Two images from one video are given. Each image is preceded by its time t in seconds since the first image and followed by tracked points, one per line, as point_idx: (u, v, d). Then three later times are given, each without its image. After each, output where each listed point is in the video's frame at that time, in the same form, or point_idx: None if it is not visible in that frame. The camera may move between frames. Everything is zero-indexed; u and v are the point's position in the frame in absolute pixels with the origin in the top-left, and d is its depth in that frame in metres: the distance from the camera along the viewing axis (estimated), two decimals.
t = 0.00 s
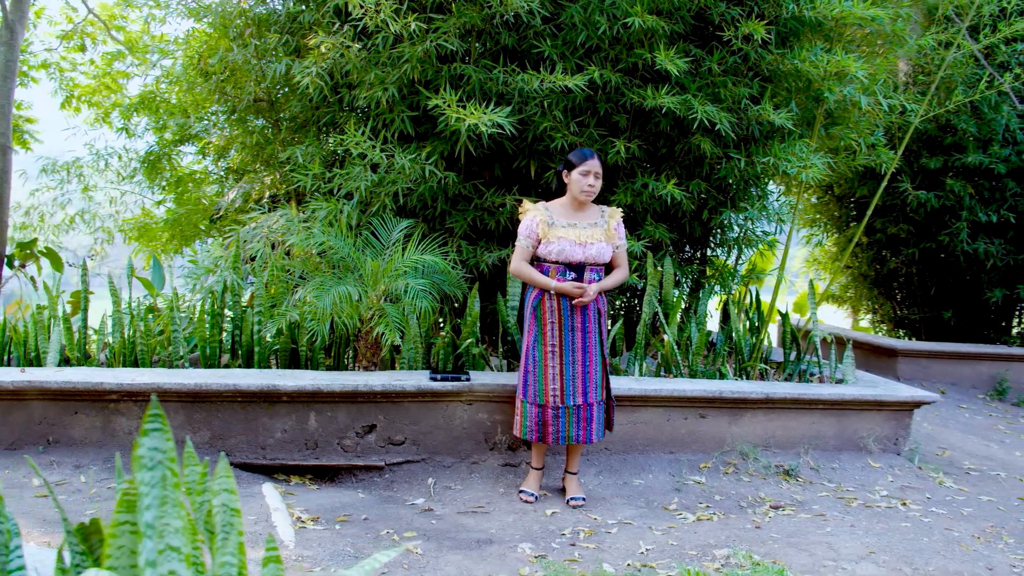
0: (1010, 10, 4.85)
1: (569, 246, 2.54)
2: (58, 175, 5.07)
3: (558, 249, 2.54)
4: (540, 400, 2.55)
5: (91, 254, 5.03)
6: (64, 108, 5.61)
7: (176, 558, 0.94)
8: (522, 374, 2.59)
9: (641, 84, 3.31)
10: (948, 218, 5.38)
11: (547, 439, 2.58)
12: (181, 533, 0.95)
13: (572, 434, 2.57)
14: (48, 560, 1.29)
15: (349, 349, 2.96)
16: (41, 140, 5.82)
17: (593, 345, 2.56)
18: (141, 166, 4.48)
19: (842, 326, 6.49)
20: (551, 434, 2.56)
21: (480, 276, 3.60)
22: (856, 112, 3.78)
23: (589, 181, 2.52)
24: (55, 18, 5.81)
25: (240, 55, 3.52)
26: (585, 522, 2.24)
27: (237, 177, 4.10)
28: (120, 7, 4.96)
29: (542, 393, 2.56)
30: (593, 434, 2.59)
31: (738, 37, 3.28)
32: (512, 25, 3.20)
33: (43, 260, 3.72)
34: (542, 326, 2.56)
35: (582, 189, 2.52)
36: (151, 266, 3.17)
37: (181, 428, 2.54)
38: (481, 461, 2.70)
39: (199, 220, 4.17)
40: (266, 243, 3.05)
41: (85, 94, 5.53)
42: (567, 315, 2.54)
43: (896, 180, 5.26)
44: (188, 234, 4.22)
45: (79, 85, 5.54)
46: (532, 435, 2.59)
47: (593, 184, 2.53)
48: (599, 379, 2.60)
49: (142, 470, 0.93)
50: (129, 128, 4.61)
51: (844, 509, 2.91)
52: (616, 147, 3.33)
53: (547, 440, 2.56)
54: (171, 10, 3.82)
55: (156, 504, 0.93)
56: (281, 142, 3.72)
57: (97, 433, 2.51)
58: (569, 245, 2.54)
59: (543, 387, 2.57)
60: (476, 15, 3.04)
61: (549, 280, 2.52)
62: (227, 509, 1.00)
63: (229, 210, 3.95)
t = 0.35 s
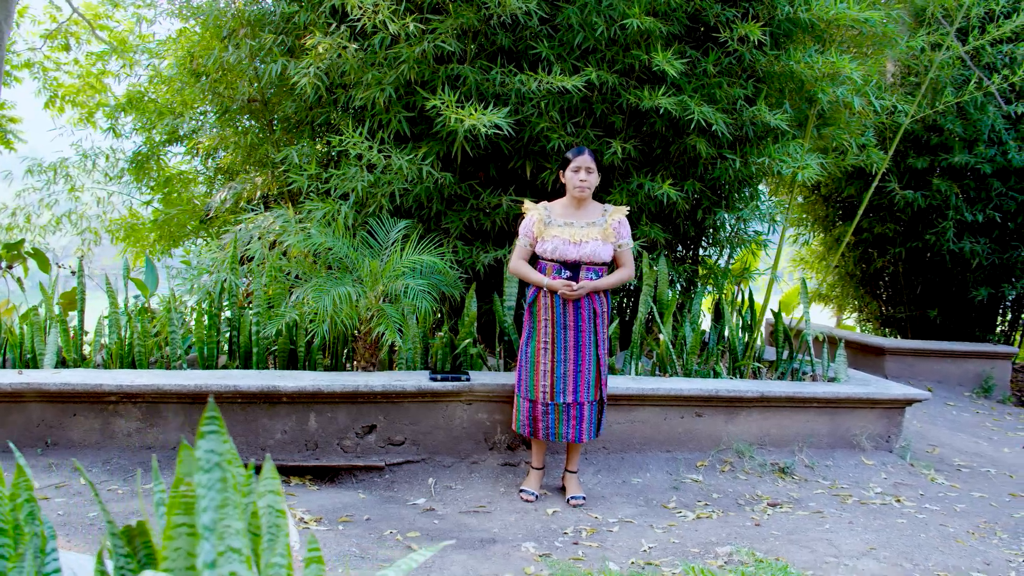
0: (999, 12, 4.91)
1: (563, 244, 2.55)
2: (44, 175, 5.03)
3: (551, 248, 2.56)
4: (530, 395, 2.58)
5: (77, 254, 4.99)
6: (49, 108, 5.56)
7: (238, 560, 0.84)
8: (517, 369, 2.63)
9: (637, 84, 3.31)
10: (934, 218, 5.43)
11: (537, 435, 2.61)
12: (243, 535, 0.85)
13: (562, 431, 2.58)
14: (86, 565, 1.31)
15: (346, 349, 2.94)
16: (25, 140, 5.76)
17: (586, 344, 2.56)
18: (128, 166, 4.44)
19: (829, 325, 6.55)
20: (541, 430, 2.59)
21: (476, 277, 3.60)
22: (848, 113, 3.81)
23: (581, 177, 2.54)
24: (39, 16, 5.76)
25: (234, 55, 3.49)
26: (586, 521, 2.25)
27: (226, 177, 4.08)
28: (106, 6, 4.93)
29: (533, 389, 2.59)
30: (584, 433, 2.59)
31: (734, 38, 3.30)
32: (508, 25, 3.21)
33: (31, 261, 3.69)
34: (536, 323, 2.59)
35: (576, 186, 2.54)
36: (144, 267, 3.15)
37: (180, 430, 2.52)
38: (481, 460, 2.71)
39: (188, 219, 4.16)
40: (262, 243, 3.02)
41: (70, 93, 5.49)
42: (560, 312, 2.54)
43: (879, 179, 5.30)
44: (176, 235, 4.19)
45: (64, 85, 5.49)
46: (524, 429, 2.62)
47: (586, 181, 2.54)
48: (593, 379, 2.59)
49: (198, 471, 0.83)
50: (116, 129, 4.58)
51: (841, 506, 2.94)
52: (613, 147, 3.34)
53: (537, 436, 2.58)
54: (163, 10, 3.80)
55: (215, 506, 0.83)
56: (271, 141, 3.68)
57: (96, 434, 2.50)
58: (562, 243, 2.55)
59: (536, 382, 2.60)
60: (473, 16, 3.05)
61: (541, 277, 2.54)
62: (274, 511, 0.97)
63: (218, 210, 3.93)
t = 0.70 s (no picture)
0: (989, 13, 4.96)
1: (561, 244, 2.56)
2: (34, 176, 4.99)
3: (550, 247, 2.58)
4: (526, 393, 2.60)
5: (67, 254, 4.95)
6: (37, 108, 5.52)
7: (280, 559, 0.89)
8: (515, 367, 2.65)
9: (633, 86, 3.33)
10: (924, 217, 5.47)
11: (532, 433, 2.62)
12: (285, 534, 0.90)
13: (557, 430, 2.59)
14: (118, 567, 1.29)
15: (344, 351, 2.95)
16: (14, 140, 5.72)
17: (582, 344, 2.56)
18: (119, 166, 4.42)
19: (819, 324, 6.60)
20: (536, 428, 2.60)
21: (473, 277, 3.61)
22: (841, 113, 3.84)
23: (583, 178, 2.55)
24: (27, 16, 5.72)
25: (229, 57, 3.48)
26: (586, 519, 2.26)
27: (217, 177, 4.07)
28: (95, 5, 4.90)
29: (529, 386, 2.61)
30: (579, 433, 2.59)
31: (729, 40, 3.33)
32: (505, 26, 3.22)
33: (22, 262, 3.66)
34: (533, 321, 2.61)
35: (576, 187, 2.56)
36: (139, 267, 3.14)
37: (179, 430, 2.52)
38: (480, 460, 2.72)
39: (180, 220, 4.15)
40: (260, 244, 3.02)
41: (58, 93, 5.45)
42: (557, 312, 2.56)
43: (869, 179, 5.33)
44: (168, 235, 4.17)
45: (52, 85, 5.46)
46: (520, 427, 2.64)
47: (587, 182, 2.55)
48: (589, 379, 2.59)
49: (239, 471, 0.89)
50: (107, 129, 4.55)
51: (836, 503, 2.97)
52: (609, 148, 3.35)
53: (531, 434, 2.60)
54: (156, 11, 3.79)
55: (257, 506, 0.89)
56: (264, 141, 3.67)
57: (95, 435, 2.49)
58: (561, 243, 2.57)
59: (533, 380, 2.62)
60: (470, 17, 3.06)
61: (538, 276, 2.56)
62: (305, 510, 1.00)
63: (211, 209, 3.91)
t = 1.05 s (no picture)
0: (972, 15, 5.03)
1: (562, 244, 2.57)
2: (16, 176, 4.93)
3: (551, 247, 2.58)
4: (527, 394, 2.59)
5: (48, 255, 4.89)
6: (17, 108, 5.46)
7: (320, 556, 0.95)
8: (512, 369, 2.63)
9: (623, 86, 3.35)
10: (905, 217, 5.54)
11: (533, 434, 2.62)
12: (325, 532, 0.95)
13: (558, 430, 2.60)
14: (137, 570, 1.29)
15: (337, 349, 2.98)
16: None
17: (582, 343, 2.59)
18: (101, 166, 4.38)
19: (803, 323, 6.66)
20: (538, 429, 2.60)
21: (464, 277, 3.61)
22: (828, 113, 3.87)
23: (582, 179, 2.57)
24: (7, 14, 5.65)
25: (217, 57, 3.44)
26: (580, 517, 2.28)
27: (203, 177, 4.05)
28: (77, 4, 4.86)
29: (529, 388, 2.60)
30: (579, 431, 2.62)
31: (719, 41, 3.36)
32: (496, 27, 3.23)
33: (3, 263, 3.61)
34: (531, 322, 2.60)
35: (575, 187, 2.57)
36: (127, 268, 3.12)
37: (172, 431, 2.52)
38: (473, 459, 2.73)
39: (164, 220, 4.13)
40: (252, 244, 3.01)
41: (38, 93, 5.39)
42: (557, 312, 2.57)
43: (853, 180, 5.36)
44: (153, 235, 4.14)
45: (32, 84, 5.39)
46: (520, 429, 2.63)
47: (585, 182, 2.57)
48: (588, 377, 2.63)
49: (278, 470, 0.96)
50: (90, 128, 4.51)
51: (825, 499, 3.00)
52: (601, 148, 3.37)
53: (534, 435, 2.59)
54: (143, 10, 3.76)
55: (295, 504, 0.96)
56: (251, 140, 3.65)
57: (87, 437, 2.48)
58: (562, 243, 2.57)
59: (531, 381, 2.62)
60: (461, 17, 3.08)
61: (540, 277, 2.56)
62: (335, 508, 1.04)
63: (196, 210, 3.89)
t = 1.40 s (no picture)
0: (954, 18, 5.09)
1: (555, 243, 2.58)
2: None
3: (544, 246, 2.58)
4: (522, 394, 2.59)
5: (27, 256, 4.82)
6: None
7: (354, 559, 0.91)
8: (503, 370, 2.61)
9: (612, 86, 3.36)
10: (887, 216, 5.60)
11: (525, 433, 2.63)
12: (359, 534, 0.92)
13: (551, 428, 2.62)
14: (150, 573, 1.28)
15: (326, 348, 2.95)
16: None
17: (572, 341, 2.61)
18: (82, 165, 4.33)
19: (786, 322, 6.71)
20: (531, 428, 2.61)
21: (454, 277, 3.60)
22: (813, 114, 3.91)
23: (569, 178, 2.58)
24: None
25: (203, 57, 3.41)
26: (573, 516, 2.28)
27: (187, 177, 4.02)
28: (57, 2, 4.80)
29: (523, 388, 2.59)
30: (570, 428, 2.65)
31: (709, 42, 3.38)
32: (486, 28, 3.23)
33: None
34: (524, 322, 2.59)
35: (565, 185, 2.58)
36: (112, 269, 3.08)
37: (163, 433, 2.50)
38: (464, 459, 2.74)
39: (148, 220, 4.09)
40: (241, 244, 2.99)
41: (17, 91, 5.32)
42: (550, 311, 2.58)
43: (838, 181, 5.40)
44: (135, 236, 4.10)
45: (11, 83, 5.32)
46: (512, 429, 2.63)
47: (573, 180, 2.59)
48: (578, 374, 2.65)
49: (309, 473, 0.90)
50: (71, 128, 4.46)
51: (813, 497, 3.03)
52: (590, 149, 3.38)
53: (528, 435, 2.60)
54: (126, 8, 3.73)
55: (326, 507, 0.90)
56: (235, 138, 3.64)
57: (76, 439, 2.45)
58: (555, 242, 2.58)
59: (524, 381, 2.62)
60: (451, 17, 3.07)
61: (535, 276, 2.55)
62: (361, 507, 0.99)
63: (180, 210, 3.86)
